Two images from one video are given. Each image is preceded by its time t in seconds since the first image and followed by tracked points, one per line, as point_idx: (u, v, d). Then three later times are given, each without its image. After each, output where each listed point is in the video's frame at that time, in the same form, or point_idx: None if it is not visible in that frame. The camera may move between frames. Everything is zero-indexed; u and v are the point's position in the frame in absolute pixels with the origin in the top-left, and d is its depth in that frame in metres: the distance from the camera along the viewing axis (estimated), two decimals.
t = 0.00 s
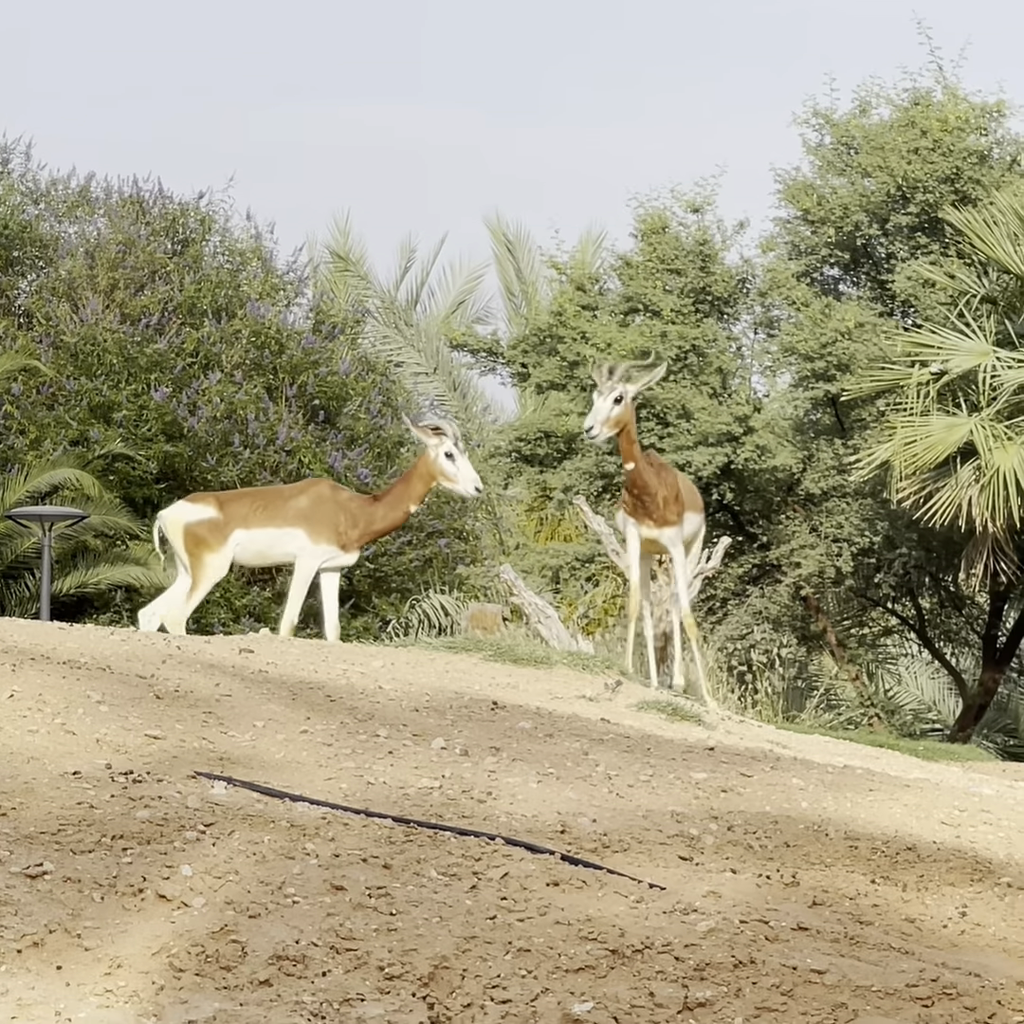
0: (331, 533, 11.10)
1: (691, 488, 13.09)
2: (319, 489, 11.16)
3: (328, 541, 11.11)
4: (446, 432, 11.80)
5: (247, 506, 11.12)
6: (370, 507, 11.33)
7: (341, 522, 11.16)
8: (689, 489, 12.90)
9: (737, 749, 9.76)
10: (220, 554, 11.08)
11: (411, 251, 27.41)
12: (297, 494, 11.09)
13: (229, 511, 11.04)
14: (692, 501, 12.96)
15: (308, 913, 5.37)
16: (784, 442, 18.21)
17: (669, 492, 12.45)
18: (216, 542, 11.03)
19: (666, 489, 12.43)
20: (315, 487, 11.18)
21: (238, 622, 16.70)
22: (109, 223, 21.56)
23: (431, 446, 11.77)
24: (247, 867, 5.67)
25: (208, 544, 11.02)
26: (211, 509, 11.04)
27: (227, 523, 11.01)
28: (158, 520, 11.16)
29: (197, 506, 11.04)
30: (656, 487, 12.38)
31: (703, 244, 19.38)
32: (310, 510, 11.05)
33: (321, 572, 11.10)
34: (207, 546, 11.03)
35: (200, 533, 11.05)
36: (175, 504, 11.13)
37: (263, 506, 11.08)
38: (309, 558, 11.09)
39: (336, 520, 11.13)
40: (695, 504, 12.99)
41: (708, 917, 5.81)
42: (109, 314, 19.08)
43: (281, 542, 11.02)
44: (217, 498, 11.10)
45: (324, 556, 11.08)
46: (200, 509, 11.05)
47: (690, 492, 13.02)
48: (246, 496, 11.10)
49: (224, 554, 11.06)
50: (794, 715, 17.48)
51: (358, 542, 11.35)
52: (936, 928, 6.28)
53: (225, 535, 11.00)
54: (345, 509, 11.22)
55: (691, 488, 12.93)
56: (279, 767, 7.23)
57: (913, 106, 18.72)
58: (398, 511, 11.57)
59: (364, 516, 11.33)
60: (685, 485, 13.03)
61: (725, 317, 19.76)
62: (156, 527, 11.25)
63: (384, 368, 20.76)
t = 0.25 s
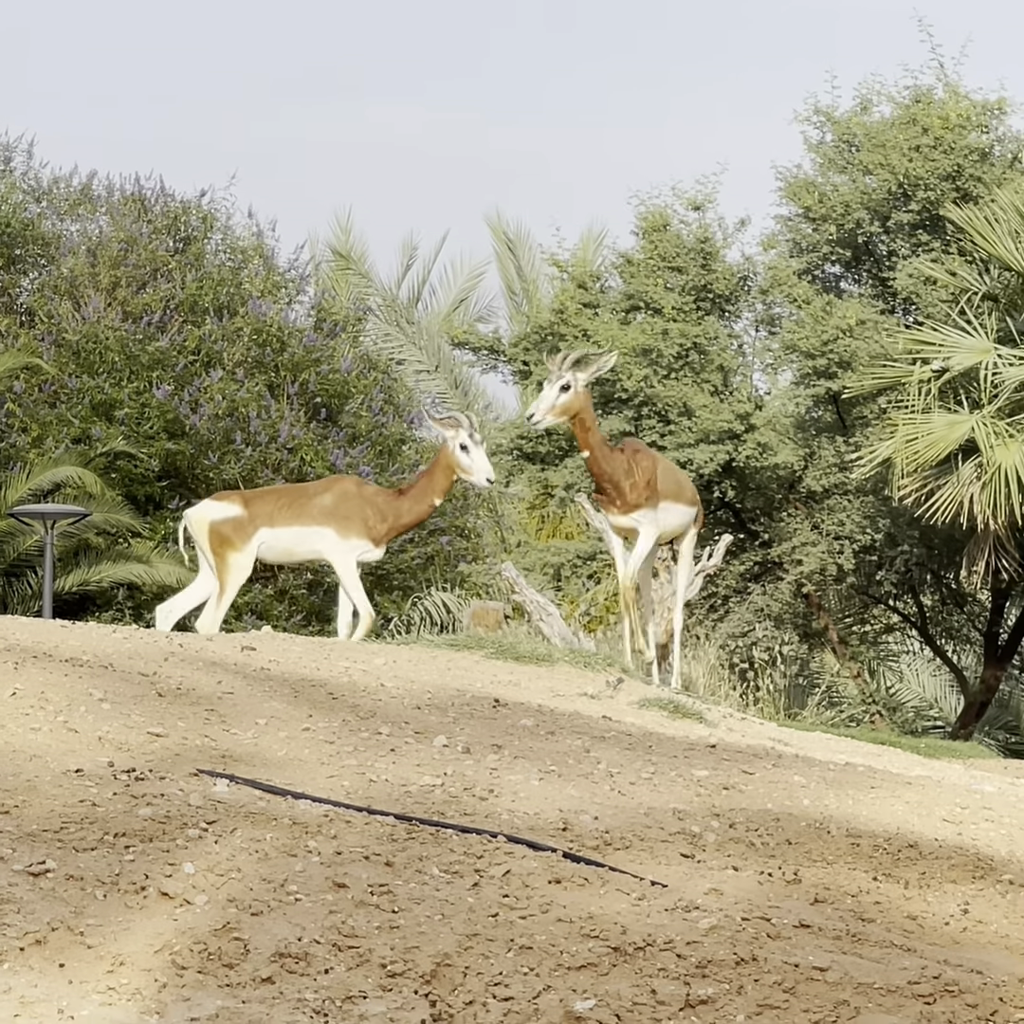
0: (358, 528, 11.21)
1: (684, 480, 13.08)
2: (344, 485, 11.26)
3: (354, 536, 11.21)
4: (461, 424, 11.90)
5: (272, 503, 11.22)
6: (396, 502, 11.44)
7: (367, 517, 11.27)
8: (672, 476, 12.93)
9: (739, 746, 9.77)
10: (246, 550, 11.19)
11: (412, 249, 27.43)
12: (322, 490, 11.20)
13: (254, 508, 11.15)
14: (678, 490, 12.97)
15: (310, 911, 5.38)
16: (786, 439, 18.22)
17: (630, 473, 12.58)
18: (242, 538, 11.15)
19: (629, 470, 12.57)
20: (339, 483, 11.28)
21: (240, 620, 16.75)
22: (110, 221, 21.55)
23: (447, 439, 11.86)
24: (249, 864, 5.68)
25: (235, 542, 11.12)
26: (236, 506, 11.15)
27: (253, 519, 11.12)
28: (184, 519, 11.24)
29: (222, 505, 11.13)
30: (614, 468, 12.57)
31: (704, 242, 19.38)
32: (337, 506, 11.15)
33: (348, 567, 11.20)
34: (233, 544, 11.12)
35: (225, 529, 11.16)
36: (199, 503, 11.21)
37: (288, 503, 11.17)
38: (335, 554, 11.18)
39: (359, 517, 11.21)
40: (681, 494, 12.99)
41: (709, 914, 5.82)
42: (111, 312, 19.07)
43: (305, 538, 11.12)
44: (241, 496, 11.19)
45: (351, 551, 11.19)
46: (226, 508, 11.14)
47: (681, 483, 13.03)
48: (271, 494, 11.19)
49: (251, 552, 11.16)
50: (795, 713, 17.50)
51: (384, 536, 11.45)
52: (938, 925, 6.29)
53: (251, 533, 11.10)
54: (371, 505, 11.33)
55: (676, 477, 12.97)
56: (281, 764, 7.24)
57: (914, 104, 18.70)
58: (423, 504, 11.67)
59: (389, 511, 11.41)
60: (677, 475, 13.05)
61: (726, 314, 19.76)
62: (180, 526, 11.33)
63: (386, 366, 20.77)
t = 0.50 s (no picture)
0: (386, 523, 11.48)
1: (672, 467, 12.48)
2: (371, 480, 11.53)
3: (382, 531, 11.49)
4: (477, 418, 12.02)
5: (301, 499, 11.51)
6: (423, 497, 11.70)
7: (394, 512, 11.54)
8: (655, 465, 12.37)
9: (750, 744, 9.76)
10: (276, 546, 11.48)
11: (422, 247, 27.43)
12: (350, 486, 11.48)
13: (283, 505, 11.44)
14: (663, 479, 12.39)
15: (321, 909, 5.38)
16: (796, 437, 18.21)
17: (597, 467, 12.15)
18: (272, 535, 11.43)
19: (597, 465, 12.14)
20: (366, 479, 11.55)
21: (251, 618, 16.80)
22: (121, 220, 21.57)
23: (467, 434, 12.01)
24: (260, 863, 5.68)
25: (264, 538, 11.43)
26: (265, 503, 11.44)
27: (281, 516, 11.42)
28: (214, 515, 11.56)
29: (251, 501, 11.44)
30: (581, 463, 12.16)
31: (714, 240, 19.37)
32: (364, 502, 11.43)
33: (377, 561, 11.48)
34: (263, 540, 11.44)
35: (255, 527, 11.46)
36: (229, 499, 11.53)
37: (317, 499, 11.47)
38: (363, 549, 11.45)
39: (388, 512, 11.49)
40: (666, 483, 12.40)
41: (720, 912, 5.82)
42: (121, 311, 19.08)
43: (334, 534, 11.39)
44: (270, 492, 11.49)
45: (379, 545, 11.47)
46: (255, 504, 11.45)
47: (667, 470, 12.44)
48: (299, 490, 11.49)
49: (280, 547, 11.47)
50: (806, 711, 17.49)
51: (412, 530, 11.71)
52: (949, 923, 6.28)
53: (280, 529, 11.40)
54: (399, 500, 11.59)
55: (660, 464, 12.38)
56: (291, 762, 7.25)
57: (924, 102, 18.68)
58: (450, 499, 11.90)
59: (417, 507, 11.68)
60: (664, 462, 12.47)
61: (737, 312, 19.74)
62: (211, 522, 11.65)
63: (396, 364, 20.79)
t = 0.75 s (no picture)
0: (414, 521, 11.53)
1: (657, 450, 12.38)
2: (400, 478, 11.59)
3: (410, 529, 11.54)
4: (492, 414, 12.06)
5: (330, 497, 11.67)
6: (453, 494, 11.72)
7: (423, 510, 11.57)
8: (636, 448, 12.29)
9: (770, 742, 9.73)
10: (305, 544, 11.68)
11: (441, 246, 27.44)
12: (378, 484, 11.56)
13: (311, 504, 11.61)
14: (646, 462, 12.29)
15: (342, 909, 5.38)
16: (816, 435, 18.16)
17: (570, 450, 12.14)
18: (299, 533, 11.63)
19: (571, 449, 12.14)
20: (395, 476, 11.62)
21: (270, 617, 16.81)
22: (141, 219, 21.61)
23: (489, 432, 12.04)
24: (280, 862, 5.69)
25: (293, 536, 11.64)
26: (294, 502, 11.64)
27: (309, 514, 11.60)
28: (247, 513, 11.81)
29: (280, 499, 11.65)
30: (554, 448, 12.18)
31: (734, 238, 19.34)
32: (391, 499, 11.50)
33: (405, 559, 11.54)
34: (293, 537, 11.65)
35: (285, 525, 11.68)
36: (261, 498, 11.76)
37: (345, 497, 11.60)
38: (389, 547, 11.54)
39: (416, 509, 11.53)
40: (650, 466, 12.29)
41: (741, 911, 5.80)
42: (142, 310, 19.12)
43: (359, 533, 11.51)
44: (300, 490, 11.68)
45: (406, 543, 11.54)
46: (284, 502, 11.66)
47: (651, 454, 12.34)
48: (329, 488, 11.63)
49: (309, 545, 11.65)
50: (826, 709, 17.45)
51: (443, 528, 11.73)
52: (971, 921, 6.25)
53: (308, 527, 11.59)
54: (427, 498, 11.62)
55: (641, 448, 12.29)
56: (312, 762, 7.25)
57: (945, 99, 18.63)
58: (480, 496, 11.90)
59: (447, 505, 11.69)
60: (648, 447, 12.39)
61: (756, 310, 19.70)
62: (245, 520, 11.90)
63: (416, 363, 20.80)
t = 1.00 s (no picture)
0: (444, 520, 11.92)
1: (648, 441, 11.89)
2: (432, 477, 11.97)
3: (440, 528, 11.94)
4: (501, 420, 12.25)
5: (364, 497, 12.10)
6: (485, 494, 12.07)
7: (453, 508, 11.94)
8: (625, 439, 11.82)
9: (797, 741, 9.70)
10: (339, 543, 12.12)
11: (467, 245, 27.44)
12: (410, 483, 11.97)
13: (345, 502, 12.08)
14: (637, 453, 11.83)
15: (369, 908, 5.38)
16: (843, 434, 18.09)
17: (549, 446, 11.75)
18: (333, 531, 12.09)
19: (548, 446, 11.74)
20: (428, 475, 12.00)
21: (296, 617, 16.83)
22: (167, 219, 21.68)
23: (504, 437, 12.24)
24: (307, 862, 5.69)
25: (327, 533, 12.09)
26: (330, 501, 12.11)
27: (342, 514, 12.06)
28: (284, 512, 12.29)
29: (315, 498, 12.13)
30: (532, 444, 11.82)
31: (760, 237, 19.29)
32: (423, 498, 11.90)
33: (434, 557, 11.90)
34: (327, 534, 12.10)
35: (320, 523, 12.14)
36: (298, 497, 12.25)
37: (379, 495, 12.03)
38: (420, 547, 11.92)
39: (447, 508, 11.92)
40: (642, 457, 11.82)
41: (768, 910, 5.78)
42: (168, 310, 19.17)
43: (390, 532, 11.93)
44: (335, 489, 12.15)
45: (436, 541, 11.92)
46: (320, 501, 12.14)
47: (641, 444, 11.87)
48: (363, 487, 12.07)
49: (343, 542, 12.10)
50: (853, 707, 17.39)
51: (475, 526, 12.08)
52: (998, 921, 6.21)
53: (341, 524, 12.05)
54: (457, 497, 11.96)
55: (631, 438, 11.81)
56: (339, 761, 7.26)
57: (971, 98, 18.55)
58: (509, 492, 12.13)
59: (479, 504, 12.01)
60: (640, 437, 11.91)
61: (783, 309, 19.63)
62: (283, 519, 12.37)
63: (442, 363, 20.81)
